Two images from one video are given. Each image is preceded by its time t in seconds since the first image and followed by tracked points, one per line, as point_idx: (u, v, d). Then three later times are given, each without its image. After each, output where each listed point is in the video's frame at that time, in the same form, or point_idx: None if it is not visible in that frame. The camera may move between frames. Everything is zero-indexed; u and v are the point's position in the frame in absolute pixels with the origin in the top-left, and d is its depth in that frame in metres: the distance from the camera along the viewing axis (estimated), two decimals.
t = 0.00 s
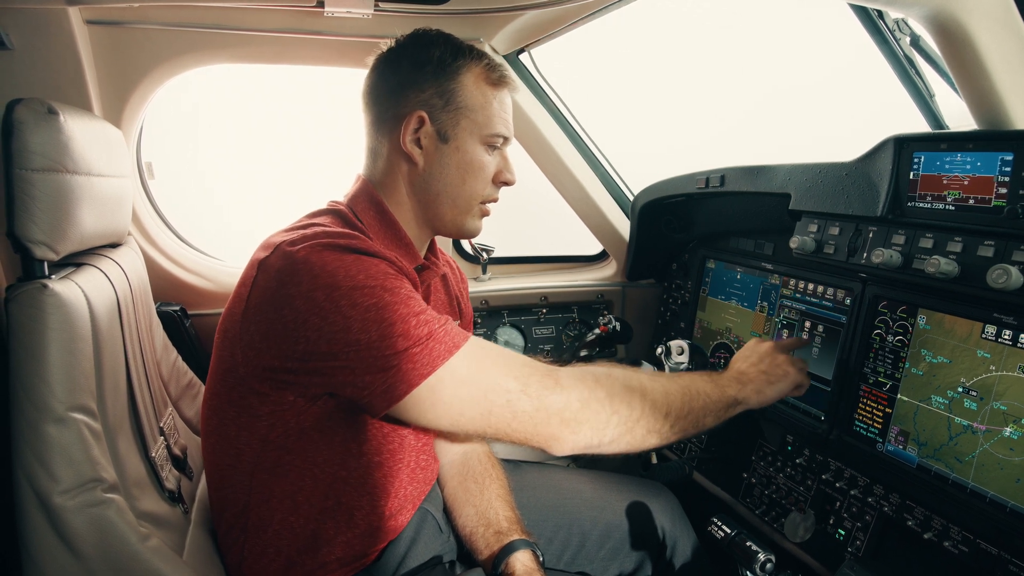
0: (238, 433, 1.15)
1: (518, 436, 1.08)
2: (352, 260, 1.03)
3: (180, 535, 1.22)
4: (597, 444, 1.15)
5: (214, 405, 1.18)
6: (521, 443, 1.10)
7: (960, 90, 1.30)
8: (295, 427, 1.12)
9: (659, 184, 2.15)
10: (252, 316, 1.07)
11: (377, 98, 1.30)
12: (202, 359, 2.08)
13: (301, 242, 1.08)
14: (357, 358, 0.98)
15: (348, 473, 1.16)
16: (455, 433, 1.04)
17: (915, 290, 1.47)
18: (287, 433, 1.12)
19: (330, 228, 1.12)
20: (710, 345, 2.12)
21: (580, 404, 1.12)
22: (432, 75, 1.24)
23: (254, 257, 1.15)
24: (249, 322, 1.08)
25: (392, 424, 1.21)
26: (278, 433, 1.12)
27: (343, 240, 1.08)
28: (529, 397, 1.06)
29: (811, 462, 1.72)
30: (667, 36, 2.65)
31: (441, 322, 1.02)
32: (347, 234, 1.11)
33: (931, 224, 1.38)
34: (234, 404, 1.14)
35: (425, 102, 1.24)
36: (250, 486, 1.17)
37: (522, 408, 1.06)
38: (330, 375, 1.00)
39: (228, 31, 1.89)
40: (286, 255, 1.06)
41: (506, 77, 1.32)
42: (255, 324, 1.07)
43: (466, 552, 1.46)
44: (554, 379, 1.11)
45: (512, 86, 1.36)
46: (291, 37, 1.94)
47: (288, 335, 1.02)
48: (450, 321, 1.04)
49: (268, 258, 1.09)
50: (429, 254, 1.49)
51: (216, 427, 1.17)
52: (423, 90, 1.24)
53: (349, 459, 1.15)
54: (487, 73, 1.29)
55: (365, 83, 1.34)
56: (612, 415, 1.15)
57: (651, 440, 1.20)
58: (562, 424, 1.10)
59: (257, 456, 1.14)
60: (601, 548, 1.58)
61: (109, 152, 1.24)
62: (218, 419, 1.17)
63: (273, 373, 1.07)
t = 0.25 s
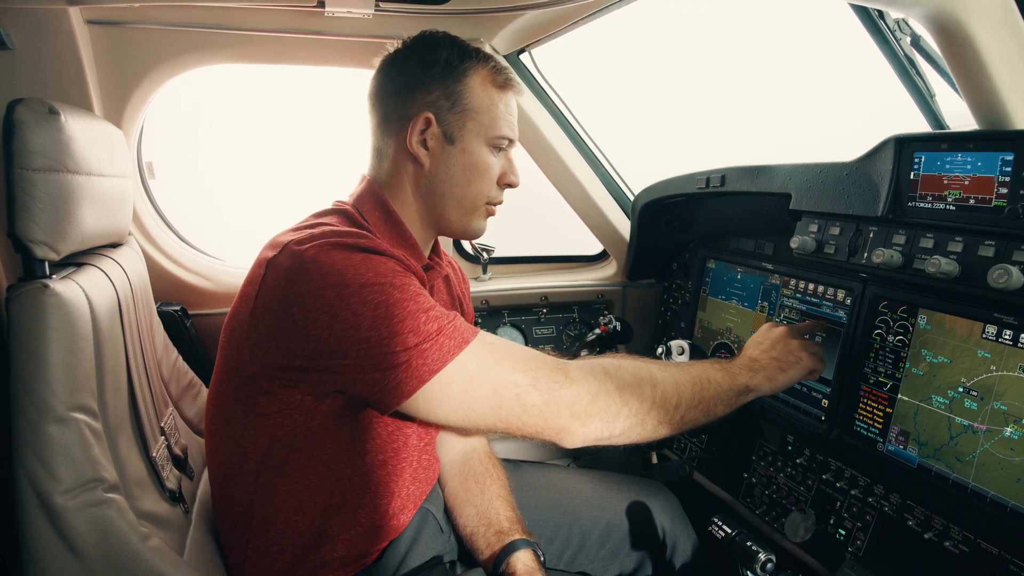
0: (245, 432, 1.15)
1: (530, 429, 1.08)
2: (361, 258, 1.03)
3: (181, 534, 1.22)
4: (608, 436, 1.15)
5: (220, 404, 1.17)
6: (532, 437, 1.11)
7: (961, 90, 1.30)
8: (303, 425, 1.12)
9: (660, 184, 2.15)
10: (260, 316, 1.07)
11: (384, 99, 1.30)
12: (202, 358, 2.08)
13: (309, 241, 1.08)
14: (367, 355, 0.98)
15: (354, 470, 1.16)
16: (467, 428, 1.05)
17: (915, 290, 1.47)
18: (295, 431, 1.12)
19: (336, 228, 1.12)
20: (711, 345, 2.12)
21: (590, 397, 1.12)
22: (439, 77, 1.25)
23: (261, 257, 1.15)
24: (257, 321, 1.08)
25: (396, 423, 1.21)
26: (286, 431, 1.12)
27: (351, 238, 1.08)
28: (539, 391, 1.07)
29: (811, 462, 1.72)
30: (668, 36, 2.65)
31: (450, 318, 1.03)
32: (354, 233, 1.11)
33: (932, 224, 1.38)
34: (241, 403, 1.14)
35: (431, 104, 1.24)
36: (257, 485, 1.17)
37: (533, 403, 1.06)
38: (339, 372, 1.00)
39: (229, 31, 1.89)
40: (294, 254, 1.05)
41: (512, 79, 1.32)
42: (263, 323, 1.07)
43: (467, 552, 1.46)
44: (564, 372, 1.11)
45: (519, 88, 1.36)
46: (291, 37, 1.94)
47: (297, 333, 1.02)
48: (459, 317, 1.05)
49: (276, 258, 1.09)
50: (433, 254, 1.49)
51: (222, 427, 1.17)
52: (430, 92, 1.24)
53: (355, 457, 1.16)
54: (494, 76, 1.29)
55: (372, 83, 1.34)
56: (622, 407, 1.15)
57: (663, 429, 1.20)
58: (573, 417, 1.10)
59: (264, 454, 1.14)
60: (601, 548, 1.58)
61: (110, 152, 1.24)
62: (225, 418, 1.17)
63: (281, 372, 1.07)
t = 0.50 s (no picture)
0: (251, 432, 1.14)
1: (540, 421, 1.10)
2: (367, 257, 1.03)
3: (180, 534, 1.21)
4: (618, 427, 1.16)
5: (225, 405, 1.17)
6: (543, 428, 1.12)
7: (961, 90, 1.30)
8: (309, 423, 1.12)
9: (660, 184, 2.15)
10: (266, 316, 1.07)
11: (386, 100, 1.30)
12: (202, 358, 2.08)
13: (314, 241, 1.08)
14: (375, 353, 0.97)
15: (359, 468, 1.16)
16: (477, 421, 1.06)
17: (915, 289, 1.47)
18: (301, 429, 1.12)
19: (341, 228, 1.12)
20: (710, 345, 2.12)
21: (599, 389, 1.13)
22: (442, 78, 1.25)
23: (265, 258, 1.14)
24: (263, 321, 1.07)
25: (397, 423, 1.21)
26: (292, 430, 1.12)
27: (356, 238, 1.08)
28: (548, 384, 1.08)
29: (811, 462, 1.72)
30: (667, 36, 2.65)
31: (457, 313, 1.03)
32: (359, 233, 1.10)
33: (931, 223, 1.38)
34: (247, 403, 1.14)
35: (434, 104, 1.24)
36: (262, 485, 1.17)
37: (542, 394, 1.07)
38: (346, 371, 1.00)
39: (228, 31, 1.89)
40: (300, 255, 1.05)
41: (513, 80, 1.33)
42: (269, 323, 1.06)
43: (466, 552, 1.45)
44: (572, 365, 1.12)
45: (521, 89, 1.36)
46: (291, 37, 1.94)
47: (303, 332, 1.01)
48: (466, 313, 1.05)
49: (281, 258, 1.09)
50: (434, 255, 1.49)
51: (227, 427, 1.17)
52: (434, 93, 1.24)
53: (359, 456, 1.15)
54: (496, 76, 1.29)
55: (374, 84, 1.35)
56: (631, 399, 1.16)
57: (673, 422, 1.20)
58: (582, 409, 1.11)
59: (271, 453, 1.14)
60: (600, 548, 1.58)
61: (109, 152, 1.24)
62: (230, 419, 1.16)
63: (288, 372, 1.07)
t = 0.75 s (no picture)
0: (237, 434, 1.15)
1: (513, 440, 1.06)
2: (347, 262, 1.02)
3: (180, 534, 1.21)
4: (594, 447, 1.14)
5: (213, 405, 1.18)
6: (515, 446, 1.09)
7: (961, 90, 1.30)
8: (294, 426, 1.12)
9: (660, 184, 2.14)
10: (250, 317, 1.07)
11: (377, 97, 1.30)
12: (202, 358, 2.08)
13: (297, 243, 1.08)
14: (352, 359, 0.98)
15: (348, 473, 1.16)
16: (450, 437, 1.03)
17: (915, 289, 1.47)
18: (285, 433, 1.12)
19: (326, 229, 1.12)
20: (710, 345, 2.12)
21: (576, 407, 1.11)
22: (431, 73, 1.25)
23: (252, 257, 1.15)
24: (247, 322, 1.08)
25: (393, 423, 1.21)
26: (276, 433, 1.12)
27: (339, 240, 1.07)
28: (525, 401, 1.05)
29: (811, 462, 1.72)
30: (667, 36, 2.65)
31: (436, 324, 1.01)
32: (343, 235, 1.10)
33: (932, 224, 1.38)
34: (233, 404, 1.14)
35: (424, 100, 1.24)
36: (252, 486, 1.17)
37: (518, 413, 1.05)
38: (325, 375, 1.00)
39: (228, 31, 1.89)
40: (283, 256, 1.05)
41: (505, 73, 1.32)
42: (252, 325, 1.07)
43: (467, 551, 1.45)
44: (551, 382, 1.10)
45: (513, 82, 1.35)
46: (291, 37, 1.94)
47: (283, 336, 1.02)
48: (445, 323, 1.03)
49: (266, 259, 1.09)
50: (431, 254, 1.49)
51: (215, 427, 1.18)
52: (424, 89, 1.24)
53: (348, 459, 1.15)
54: (487, 70, 1.28)
55: (365, 82, 1.34)
56: (609, 418, 1.15)
57: (649, 442, 1.21)
58: (558, 427, 1.09)
59: (255, 455, 1.14)
60: (601, 548, 1.58)
61: (109, 152, 1.24)
62: (217, 419, 1.17)
63: (270, 374, 1.07)
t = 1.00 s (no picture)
0: (222, 441, 1.15)
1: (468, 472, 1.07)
2: (322, 277, 1.02)
3: (180, 534, 1.21)
4: (544, 490, 1.15)
5: (198, 410, 1.18)
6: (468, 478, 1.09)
7: (962, 90, 1.30)
8: (274, 436, 1.12)
9: (660, 184, 2.14)
10: (229, 325, 1.07)
11: (361, 94, 1.30)
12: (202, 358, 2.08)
13: (276, 250, 1.07)
14: (324, 378, 0.98)
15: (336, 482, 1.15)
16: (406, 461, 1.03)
17: (915, 290, 1.47)
18: (263, 444, 1.12)
19: (308, 236, 1.11)
20: (711, 345, 2.12)
21: (536, 449, 1.12)
22: (412, 69, 1.24)
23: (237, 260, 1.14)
24: (227, 329, 1.08)
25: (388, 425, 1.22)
26: (255, 444, 1.12)
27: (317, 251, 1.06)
28: (486, 440, 1.06)
29: (811, 462, 1.72)
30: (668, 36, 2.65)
31: (410, 350, 1.01)
32: (324, 244, 1.09)
33: (932, 224, 1.38)
34: (217, 411, 1.13)
35: (406, 98, 1.24)
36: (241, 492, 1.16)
37: (477, 450, 1.05)
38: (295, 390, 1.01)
39: (229, 31, 1.89)
40: (261, 265, 1.05)
41: (489, 66, 1.31)
42: (231, 333, 1.07)
43: (467, 551, 1.45)
44: (515, 422, 1.10)
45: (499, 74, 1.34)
46: (292, 37, 1.94)
47: (258, 349, 1.03)
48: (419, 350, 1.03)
49: (247, 263, 1.09)
50: (423, 250, 1.48)
51: (202, 432, 1.18)
52: (406, 85, 1.24)
53: (334, 469, 1.15)
54: (470, 64, 1.28)
55: (349, 79, 1.34)
56: (565, 466, 1.16)
57: (598, 491, 1.22)
58: (514, 466, 1.10)
59: (239, 463, 1.14)
60: (601, 549, 1.57)
61: (109, 152, 1.24)
62: (202, 424, 1.18)
63: (247, 382, 1.08)
